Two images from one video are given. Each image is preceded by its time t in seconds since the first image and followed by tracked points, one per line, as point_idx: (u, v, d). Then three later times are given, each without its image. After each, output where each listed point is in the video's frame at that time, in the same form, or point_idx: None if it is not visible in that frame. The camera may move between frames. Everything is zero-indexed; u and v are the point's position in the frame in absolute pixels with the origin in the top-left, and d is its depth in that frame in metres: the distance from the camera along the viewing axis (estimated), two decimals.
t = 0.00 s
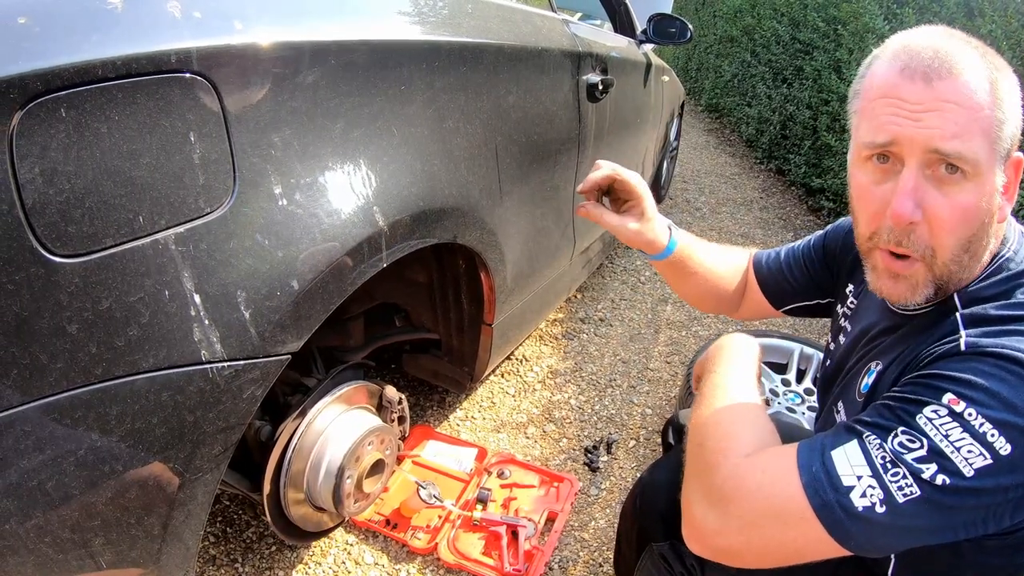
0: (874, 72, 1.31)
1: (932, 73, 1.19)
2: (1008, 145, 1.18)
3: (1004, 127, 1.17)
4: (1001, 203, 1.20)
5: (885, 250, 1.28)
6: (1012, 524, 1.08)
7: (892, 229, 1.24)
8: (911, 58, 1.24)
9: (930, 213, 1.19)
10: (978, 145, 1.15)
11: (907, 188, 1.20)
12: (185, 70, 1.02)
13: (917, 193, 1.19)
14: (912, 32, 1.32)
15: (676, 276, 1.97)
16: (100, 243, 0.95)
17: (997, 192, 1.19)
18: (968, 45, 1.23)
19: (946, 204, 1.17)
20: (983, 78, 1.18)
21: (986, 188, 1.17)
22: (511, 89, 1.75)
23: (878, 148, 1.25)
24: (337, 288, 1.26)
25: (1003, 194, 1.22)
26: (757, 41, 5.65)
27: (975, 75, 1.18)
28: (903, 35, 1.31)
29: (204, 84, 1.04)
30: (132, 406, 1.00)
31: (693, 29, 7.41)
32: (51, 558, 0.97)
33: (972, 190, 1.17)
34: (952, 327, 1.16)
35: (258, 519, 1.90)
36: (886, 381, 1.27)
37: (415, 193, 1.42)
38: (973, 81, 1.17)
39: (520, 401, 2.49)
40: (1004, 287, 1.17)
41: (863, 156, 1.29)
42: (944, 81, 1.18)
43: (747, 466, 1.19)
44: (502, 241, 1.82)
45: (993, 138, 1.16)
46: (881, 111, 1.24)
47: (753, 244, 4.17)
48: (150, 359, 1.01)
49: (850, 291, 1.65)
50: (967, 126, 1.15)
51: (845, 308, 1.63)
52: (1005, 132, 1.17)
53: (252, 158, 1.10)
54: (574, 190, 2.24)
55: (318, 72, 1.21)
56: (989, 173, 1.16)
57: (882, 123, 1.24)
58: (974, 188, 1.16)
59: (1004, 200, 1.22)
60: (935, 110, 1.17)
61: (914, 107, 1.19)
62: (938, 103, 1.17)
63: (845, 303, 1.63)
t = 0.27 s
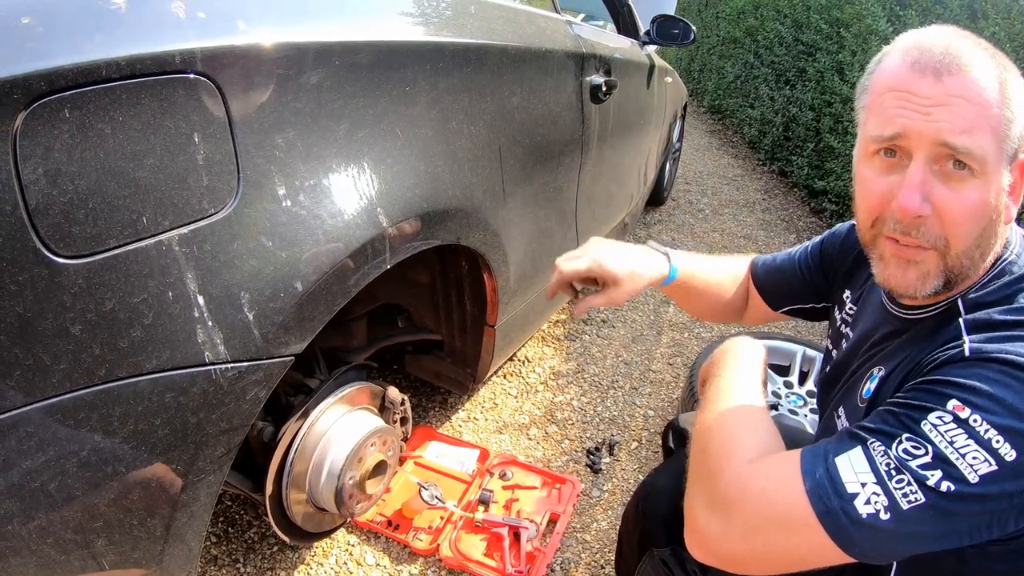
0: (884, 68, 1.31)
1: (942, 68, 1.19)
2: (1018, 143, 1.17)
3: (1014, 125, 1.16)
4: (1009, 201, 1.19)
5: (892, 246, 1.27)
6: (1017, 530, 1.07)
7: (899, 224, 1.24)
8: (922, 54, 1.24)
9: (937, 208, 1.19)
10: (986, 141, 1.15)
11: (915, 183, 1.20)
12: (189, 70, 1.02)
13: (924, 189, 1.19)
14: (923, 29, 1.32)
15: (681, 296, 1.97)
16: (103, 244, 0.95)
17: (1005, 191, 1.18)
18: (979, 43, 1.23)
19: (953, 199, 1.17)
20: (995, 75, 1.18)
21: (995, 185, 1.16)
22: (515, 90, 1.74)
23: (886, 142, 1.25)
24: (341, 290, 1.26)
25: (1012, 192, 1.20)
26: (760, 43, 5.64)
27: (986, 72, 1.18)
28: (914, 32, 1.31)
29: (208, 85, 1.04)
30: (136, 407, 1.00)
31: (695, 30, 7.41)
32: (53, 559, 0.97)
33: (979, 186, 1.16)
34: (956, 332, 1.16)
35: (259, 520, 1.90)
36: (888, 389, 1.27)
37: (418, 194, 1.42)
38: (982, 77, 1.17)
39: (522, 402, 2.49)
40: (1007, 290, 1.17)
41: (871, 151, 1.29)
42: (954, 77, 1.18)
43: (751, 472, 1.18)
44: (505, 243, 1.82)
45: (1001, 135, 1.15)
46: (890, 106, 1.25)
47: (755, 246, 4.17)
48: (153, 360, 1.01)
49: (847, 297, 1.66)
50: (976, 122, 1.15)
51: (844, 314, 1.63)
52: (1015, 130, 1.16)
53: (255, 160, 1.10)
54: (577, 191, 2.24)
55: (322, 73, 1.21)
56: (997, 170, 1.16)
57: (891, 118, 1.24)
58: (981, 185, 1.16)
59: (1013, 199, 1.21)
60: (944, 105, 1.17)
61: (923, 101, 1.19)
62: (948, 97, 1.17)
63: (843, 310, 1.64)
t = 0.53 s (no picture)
0: (901, 65, 1.30)
1: (959, 69, 1.19)
2: None
3: None
4: (1017, 207, 1.19)
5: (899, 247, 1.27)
6: (1019, 534, 1.07)
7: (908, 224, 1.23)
8: (941, 54, 1.23)
9: (946, 210, 1.18)
10: (998, 143, 1.14)
11: (926, 183, 1.20)
12: (191, 70, 1.02)
13: (935, 190, 1.18)
14: (938, 28, 1.31)
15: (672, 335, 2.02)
16: (106, 244, 0.95)
17: (1014, 196, 1.17)
18: (998, 46, 1.22)
19: (963, 202, 1.16)
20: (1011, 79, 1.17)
21: (1005, 189, 1.16)
22: (517, 91, 1.74)
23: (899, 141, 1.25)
24: (342, 290, 1.26)
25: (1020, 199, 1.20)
26: (763, 43, 5.64)
27: (1002, 75, 1.17)
28: (930, 31, 1.31)
29: (209, 85, 1.04)
30: (137, 407, 1.00)
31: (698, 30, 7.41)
32: (54, 559, 0.97)
33: (990, 190, 1.16)
34: (958, 336, 1.16)
35: (260, 519, 1.90)
36: (891, 393, 1.26)
37: (420, 194, 1.42)
38: (999, 80, 1.16)
39: (524, 403, 2.49)
40: (1010, 294, 1.16)
41: (884, 149, 1.29)
42: (971, 78, 1.17)
43: (753, 478, 1.18)
44: (507, 243, 1.82)
45: (1014, 139, 1.15)
46: (905, 104, 1.24)
47: (757, 246, 4.16)
48: (154, 360, 1.01)
49: (849, 304, 1.66)
50: (990, 124, 1.14)
51: (848, 318, 1.63)
52: None
53: (257, 160, 1.10)
54: (579, 192, 2.23)
55: (324, 73, 1.21)
56: (1008, 174, 1.15)
57: (907, 116, 1.23)
58: (992, 189, 1.15)
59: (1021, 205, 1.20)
60: (959, 106, 1.16)
61: (939, 101, 1.18)
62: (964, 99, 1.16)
63: (846, 314, 1.64)
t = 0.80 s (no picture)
0: (889, 73, 1.30)
1: (948, 74, 1.20)
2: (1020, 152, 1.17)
3: (1017, 133, 1.17)
4: (1009, 210, 1.19)
5: (894, 253, 1.26)
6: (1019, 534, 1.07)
7: (903, 229, 1.23)
8: (929, 59, 1.24)
9: (941, 215, 1.17)
10: (991, 147, 1.15)
11: (920, 188, 1.19)
12: (190, 71, 1.02)
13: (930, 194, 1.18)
14: (924, 35, 1.33)
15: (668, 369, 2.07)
16: (105, 244, 0.95)
17: (1007, 198, 1.18)
18: (984, 52, 1.23)
19: (957, 206, 1.16)
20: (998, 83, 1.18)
21: (998, 193, 1.16)
22: (516, 91, 1.74)
23: (891, 147, 1.24)
24: (341, 290, 1.26)
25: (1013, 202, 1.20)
26: (763, 43, 5.63)
27: (990, 79, 1.18)
28: (915, 38, 1.32)
29: (209, 86, 1.04)
30: (136, 406, 1.00)
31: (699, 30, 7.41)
32: (54, 558, 0.98)
33: (983, 193, 1.16)
34: (957, 336, 1.16)
35: (260, 519, 1.90)
36: (888, 395, 1.26)
37: (419, 194, 1.42)
38: (989, 85, 1.17)
39: (523, 403, 2.49)
40: (1008, 295, 1.16)
41: (875, 156, 1.28)
42: (960, 83, 1.18)
43: (752, 478, 1.18)
44: (507, 243, 1.82)
45: (1005, 142, 1.15)
46: (896, 110, 1.24)
47: (757, 246, 4.16)
48: (153, 360, 1.01)
49: (845, 314, 1.67)
50: (981, 128, 1.15)
51: (843, 326, 1.64)
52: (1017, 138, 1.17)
53: (256, 160, 1.11)
54: (579, 192, 2.24)
55: (324, 73, 1.21)
56: (1001, 177, 1.16)
57: (897, 123, 1.23)
58: (985, 192, 1.16)
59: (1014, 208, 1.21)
60: (951, 111, 1.16)
61: (930, 106, 1.19)
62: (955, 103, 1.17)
63: (841, 322, 1.65)
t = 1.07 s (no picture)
0: (890, 71, 1.30)
1: (948, 72, 1.19)
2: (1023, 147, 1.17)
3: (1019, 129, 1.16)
4: (1013, 205, 1.19)
5: (897, 250, 1.27)
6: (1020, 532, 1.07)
7: (905, 227, 1.23)
8: (929, 57, 1.23)
9: (944, 212, 1.18)
10: (992, 144, 1.15)
11: (922, 186, 1.20)
12: (188, 69, 1.02)
13: (933, 192, 1.19)
14: (924, 30, 1.32)
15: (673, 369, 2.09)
16: (103, 240, 0.95)
17: (1010, 194, 1.18)
18: (984, 46, 1.23)
19: (959, 203, 1.17)
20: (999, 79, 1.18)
21: (1001, 189, 1.16)
22: (515, 89, 1.74)
23: (893, 146, 1.25)
24: (339, 287, 1.26)
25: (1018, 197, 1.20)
26: (762, 42, 5.63)
27: (991, 75, 1.18)
28: (914, 34, 1.32)
29: (207, 83, 1.04)
30: (135, 403, 1.00)
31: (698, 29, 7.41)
32: (52, 554, 0.98)
33: (985, 190, 1.16)
34: (960, 334, 1.16)
35: (260, 517, 1.90)
36: (893, 391, 1.26)
37: (417, 192, 1.42)
38: (989, 81, 1.17)
39: (523, 401, 2.49)
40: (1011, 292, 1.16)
41: (877, 155, 1.28)
42: (960, 80, 1.17)
43: (753, 476, 1.18)
44: (505, 241, 1.82)
45: (1006, 138, 1.16)
46: (896, 109, 1.24)
47: (756, 245, 4.16)
48: (152, 357, 1.01)
49: (849, 311, 1.67)
50: (982, 126, 1.15)
51: (847, 324, 1.64)
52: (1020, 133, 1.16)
53: (254, 158, 1.11)
54: (578, 190, 2.24)
55: (322, 71, 1.21)
56: (1003, 174, 1.16)
57: (898, 122, 1.23)
58: (987, 189, 1.16)
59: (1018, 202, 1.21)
60: (952, 109, 1.16)
61: (931, 104, 1.19)
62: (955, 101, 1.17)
63: (845, 320, 1.65)
